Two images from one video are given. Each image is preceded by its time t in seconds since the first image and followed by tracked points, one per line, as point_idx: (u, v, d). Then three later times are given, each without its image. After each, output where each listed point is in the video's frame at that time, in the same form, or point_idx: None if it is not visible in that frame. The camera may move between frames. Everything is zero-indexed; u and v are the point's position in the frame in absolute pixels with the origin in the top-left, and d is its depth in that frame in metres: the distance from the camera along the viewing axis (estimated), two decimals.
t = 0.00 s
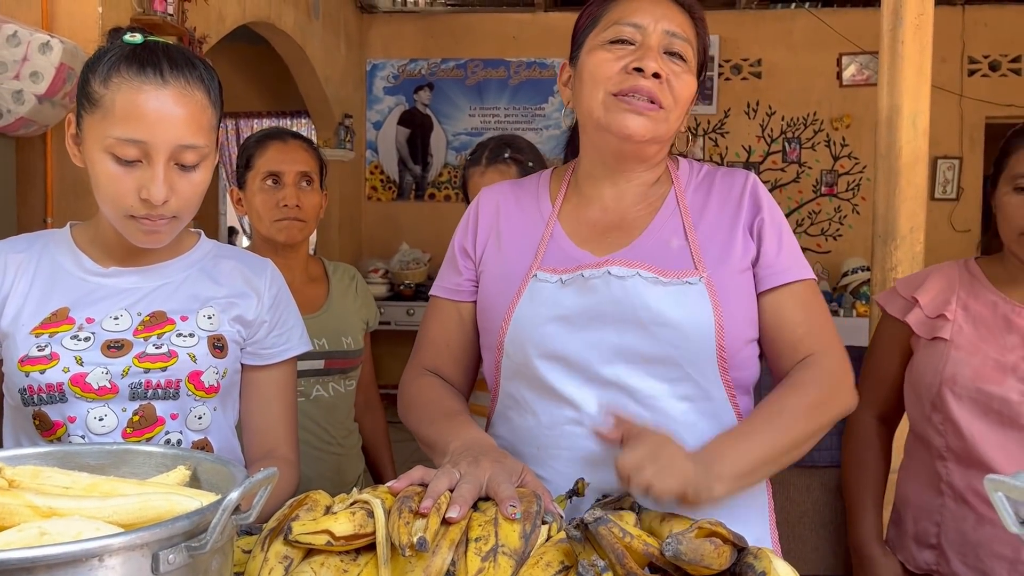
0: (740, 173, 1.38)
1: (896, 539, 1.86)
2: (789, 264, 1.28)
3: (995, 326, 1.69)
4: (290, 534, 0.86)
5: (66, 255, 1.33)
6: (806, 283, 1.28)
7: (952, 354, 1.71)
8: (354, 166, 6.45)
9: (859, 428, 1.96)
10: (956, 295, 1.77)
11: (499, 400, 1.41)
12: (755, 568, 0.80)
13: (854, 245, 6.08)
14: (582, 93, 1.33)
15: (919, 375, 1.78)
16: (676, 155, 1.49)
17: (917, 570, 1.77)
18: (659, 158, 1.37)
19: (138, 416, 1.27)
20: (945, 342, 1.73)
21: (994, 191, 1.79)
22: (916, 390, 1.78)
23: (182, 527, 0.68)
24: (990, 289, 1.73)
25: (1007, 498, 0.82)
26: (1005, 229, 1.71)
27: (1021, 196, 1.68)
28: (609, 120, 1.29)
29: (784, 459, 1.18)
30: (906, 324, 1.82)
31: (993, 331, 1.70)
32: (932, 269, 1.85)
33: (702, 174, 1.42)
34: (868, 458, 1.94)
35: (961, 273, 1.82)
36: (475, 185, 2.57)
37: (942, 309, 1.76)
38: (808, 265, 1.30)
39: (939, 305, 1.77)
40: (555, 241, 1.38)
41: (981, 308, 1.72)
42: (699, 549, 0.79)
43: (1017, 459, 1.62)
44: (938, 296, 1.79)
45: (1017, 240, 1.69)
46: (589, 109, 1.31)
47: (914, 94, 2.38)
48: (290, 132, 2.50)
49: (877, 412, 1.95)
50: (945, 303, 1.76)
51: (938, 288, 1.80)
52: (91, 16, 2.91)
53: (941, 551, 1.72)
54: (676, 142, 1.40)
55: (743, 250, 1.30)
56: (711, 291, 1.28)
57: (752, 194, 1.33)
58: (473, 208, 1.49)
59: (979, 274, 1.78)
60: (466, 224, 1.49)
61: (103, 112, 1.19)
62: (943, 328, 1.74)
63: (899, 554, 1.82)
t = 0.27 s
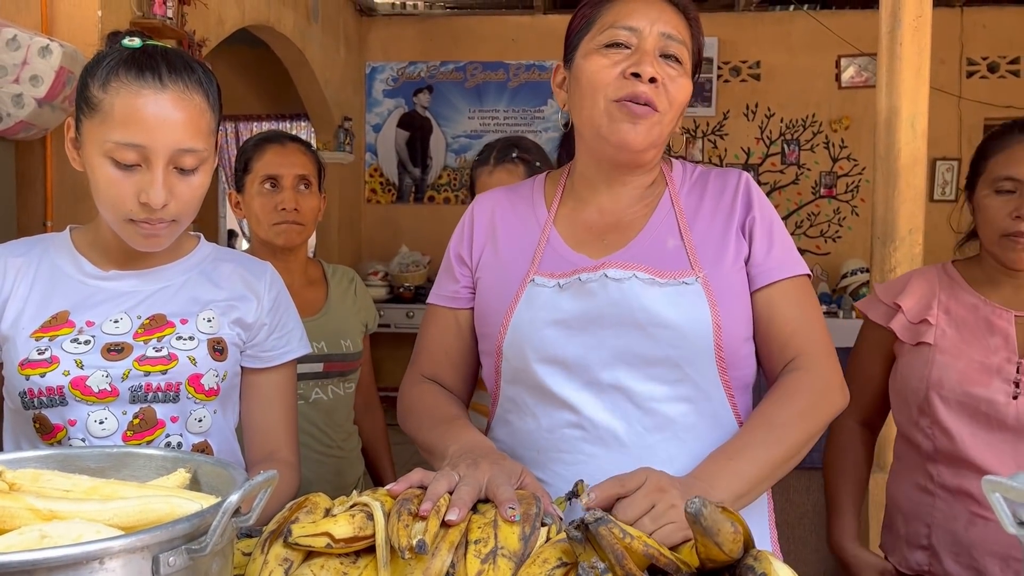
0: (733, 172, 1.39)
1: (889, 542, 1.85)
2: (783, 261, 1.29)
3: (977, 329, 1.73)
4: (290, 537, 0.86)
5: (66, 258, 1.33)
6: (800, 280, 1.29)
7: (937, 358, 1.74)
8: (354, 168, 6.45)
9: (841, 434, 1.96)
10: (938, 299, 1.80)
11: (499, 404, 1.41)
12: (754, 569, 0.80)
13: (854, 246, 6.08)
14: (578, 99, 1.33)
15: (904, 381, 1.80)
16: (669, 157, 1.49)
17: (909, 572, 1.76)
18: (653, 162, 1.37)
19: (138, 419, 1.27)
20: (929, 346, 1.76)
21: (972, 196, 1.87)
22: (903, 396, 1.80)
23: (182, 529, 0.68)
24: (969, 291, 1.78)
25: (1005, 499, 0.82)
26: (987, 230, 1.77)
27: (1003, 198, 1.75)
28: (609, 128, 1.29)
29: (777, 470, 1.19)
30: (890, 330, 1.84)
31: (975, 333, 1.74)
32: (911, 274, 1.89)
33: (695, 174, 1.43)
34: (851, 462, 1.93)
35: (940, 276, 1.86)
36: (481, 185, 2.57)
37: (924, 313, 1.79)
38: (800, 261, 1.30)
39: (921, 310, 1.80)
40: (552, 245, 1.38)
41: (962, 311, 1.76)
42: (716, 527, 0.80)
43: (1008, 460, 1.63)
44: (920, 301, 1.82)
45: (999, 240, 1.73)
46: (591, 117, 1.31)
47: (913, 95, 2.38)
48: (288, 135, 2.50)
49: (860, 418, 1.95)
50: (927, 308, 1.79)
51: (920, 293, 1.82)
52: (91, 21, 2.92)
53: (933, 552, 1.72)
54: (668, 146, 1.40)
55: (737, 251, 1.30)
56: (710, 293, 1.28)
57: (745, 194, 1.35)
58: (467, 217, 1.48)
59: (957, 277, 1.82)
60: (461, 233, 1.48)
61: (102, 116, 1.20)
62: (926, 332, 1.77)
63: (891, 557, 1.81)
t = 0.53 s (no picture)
0: (729, 176, 1.40)
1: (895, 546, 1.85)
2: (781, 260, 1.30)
3: (968, 330, 1.75)
4: (291, 534, 0.86)
5: (67, 258, 1.34)
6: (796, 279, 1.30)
7: (933, 361, 1.75)
8: (353, 171, 6.46)
9: (838, 447, 1.95)
10: (926, 304, 1.81)
11: (500, 402, 1.41)
12: (752, 568, 0.80)
13: (853, 247, 6.09)
14: (575, 104, 1.34)
15: (902, 387, 1.79)
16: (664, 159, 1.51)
17: None
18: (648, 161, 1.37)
19: (140, 418, 1.27)
20: (923, 350, 1.77)
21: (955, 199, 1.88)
22: (902, 402, 1.80)
23: (184, 526, 0.68)
24: (955, 294, 1.80)
25: (1001, 495, 0.83)
26: (974, 232, 1.78)
27: (988, 200, 1.77)
28: (608, 133, 1.30)
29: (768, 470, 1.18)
30: (881, 339, 1.85)
31: (967, 334, 1.75)
32: (896, 283, 1.90)
33: (691, 177, 1.43)
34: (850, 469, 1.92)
35: (924, 282, 1.88)
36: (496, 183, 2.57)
37: (913, 320, 1.80)
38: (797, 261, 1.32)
39: (911, 316, 1.81)
40: (551, 241, 1.39)
41: (951, 314, 1.78)
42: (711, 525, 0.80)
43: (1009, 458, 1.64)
44: (908, 306, 1.83)
45: (988, 241, 1.74)
46: (588, 122, 1.32)
47: (912, 96, 2.38)
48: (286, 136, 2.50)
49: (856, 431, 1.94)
50: (917, 314, 1.81)
51: (908, 299, 1.84)
52: (91, 23, 2.93)
53: (944, 557, 1.71)
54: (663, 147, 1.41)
55: (734, 247, 1.31)
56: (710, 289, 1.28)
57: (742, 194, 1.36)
58: (463, 219, 1.48)
59: (941, 281, 1.85)
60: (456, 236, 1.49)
61: (103, 118, 1.20)
62: (919, 337, 1.77)
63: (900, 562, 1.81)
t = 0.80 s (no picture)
0: (723, 179, 1.41)
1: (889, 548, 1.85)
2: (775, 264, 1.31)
3: (961, 333, 1.76)
4: (292, 536, 0.86)
5: (67, 261, 1.34)
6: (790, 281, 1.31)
7: (926, 365, 1.75)
8: (353, 173, 6.46)
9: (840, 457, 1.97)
10: (919, 310, 1.82)
11: (499, 404, 1.41)
12: (750, 568, 0.81)
13: (852, 249, 6.10)
14: (570, 107, 1.34)
15: (898, 392, 1.79)
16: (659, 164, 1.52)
17: None
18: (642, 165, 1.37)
19: (140, 420, 1.28)
20: (917, 355, 1.77)
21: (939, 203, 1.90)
22: (898, 407, 1.80)
23: (183, 528, 0.69)
24: (947, 298, 1.81)
25: (997, 497, 0.83)
26: (961, 232, 1.79)
27: (973, 200, 1.78)
28: (601, 136, 1.30)
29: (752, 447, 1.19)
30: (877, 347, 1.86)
31: (960, 337, 1.76)
32: (889, 292, 1.91)
33: (687, 180, 1.44)
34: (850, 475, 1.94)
35: (917, 288, 1.89)
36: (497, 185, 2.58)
37: (906, 326, 1.81)
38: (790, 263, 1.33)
39: (904, 322, 1.82)
40: (549, 245, 1.39)
41: (945, 319, 1.79)
42: (690, 542, 0.81)
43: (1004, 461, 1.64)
44: (902, 311, 1.84)
45: (975, 239, 1.75)
46: (581, 125, 1.32)
47: (911, 98, 2.38)
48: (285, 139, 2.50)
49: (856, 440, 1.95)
50: (910, 319, 1.82)
51: (900, 305, 1.85)
52: (91, 26, 2.94)
53: (931, 558, 1.71)
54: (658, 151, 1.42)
55: (731, 250, 1.32)
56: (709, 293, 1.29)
57: (736, 198, 1.36)
58: (456, 223, 1.49)
59: (934, 286, 1.86)
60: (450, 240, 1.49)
61: (102, 122, 1.21)
62: (913, 342, 1.78)
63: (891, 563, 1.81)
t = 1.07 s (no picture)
0: (723, 179, 1.41)
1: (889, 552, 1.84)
2: (774, 269, 1.30)
3: (958, 338, 1.75)
4: (304, 529, 0.86)
5: (64, 262, 1.34)
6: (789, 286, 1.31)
7: (921, 370, 1.75)
8: (352, 176, 6.47)
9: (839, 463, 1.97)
10: (915, 315, 1.82)
11: (493, 409, 1.42)
12: (746, 568, 0.81)
13: (851, 251, 6.11)
14: (563, 108, 1.34)
15: (896, 397, 1.79)
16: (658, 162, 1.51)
17: None
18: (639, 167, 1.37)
19: (138, 421, 1.28)
20: (912, 361, 1.78)
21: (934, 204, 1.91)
22: (895, 413, 1.80)
23: (180, 528, 0.69)
24: (944, 302, 1.81)
25: (992, 496, 0.83)
26: (956, 232, 1.80)
27: (967, 200, 1.79)
28: (595, 138, 1.30)
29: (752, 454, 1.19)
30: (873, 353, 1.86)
31: (955, 342, 1.76)
32: (886, 296, 1.90)
33: (684, 180, 1.44)
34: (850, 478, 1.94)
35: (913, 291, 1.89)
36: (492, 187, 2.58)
37: (903, 330, 1.81)
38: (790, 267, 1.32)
39: (900, 328, 1.82)
40: (545, 247, 1.39)
41: (940, 323, 1.79)
42: (688, 541, 0.82)
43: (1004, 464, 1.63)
44: (899, 316, 1.84)
45: (971, 239, 1.76)
46: (574, 125, 1.32)
47: (908, 99, 2.38)
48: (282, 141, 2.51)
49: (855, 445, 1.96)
50: (906, 325, 1.82)
51: (897, 310, 1.85)
52: (90, 29, 2.95)
53: (937, 563, 1.70)
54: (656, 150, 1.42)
55: (729, 255, 1.31)
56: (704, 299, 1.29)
57: (735, 200, 1.36)
58: (452, 223, 1.48)
59: (928, 289, 1.87)
60: (445, 240, 1.49)
61: (99, 123, 1.21)
62: (909, 347, 1.78)
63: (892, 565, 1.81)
